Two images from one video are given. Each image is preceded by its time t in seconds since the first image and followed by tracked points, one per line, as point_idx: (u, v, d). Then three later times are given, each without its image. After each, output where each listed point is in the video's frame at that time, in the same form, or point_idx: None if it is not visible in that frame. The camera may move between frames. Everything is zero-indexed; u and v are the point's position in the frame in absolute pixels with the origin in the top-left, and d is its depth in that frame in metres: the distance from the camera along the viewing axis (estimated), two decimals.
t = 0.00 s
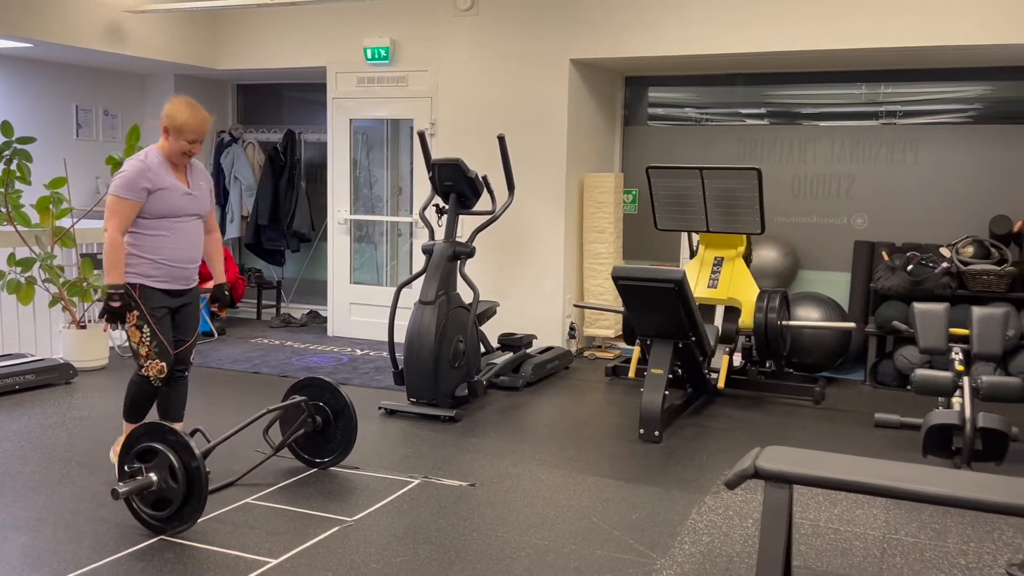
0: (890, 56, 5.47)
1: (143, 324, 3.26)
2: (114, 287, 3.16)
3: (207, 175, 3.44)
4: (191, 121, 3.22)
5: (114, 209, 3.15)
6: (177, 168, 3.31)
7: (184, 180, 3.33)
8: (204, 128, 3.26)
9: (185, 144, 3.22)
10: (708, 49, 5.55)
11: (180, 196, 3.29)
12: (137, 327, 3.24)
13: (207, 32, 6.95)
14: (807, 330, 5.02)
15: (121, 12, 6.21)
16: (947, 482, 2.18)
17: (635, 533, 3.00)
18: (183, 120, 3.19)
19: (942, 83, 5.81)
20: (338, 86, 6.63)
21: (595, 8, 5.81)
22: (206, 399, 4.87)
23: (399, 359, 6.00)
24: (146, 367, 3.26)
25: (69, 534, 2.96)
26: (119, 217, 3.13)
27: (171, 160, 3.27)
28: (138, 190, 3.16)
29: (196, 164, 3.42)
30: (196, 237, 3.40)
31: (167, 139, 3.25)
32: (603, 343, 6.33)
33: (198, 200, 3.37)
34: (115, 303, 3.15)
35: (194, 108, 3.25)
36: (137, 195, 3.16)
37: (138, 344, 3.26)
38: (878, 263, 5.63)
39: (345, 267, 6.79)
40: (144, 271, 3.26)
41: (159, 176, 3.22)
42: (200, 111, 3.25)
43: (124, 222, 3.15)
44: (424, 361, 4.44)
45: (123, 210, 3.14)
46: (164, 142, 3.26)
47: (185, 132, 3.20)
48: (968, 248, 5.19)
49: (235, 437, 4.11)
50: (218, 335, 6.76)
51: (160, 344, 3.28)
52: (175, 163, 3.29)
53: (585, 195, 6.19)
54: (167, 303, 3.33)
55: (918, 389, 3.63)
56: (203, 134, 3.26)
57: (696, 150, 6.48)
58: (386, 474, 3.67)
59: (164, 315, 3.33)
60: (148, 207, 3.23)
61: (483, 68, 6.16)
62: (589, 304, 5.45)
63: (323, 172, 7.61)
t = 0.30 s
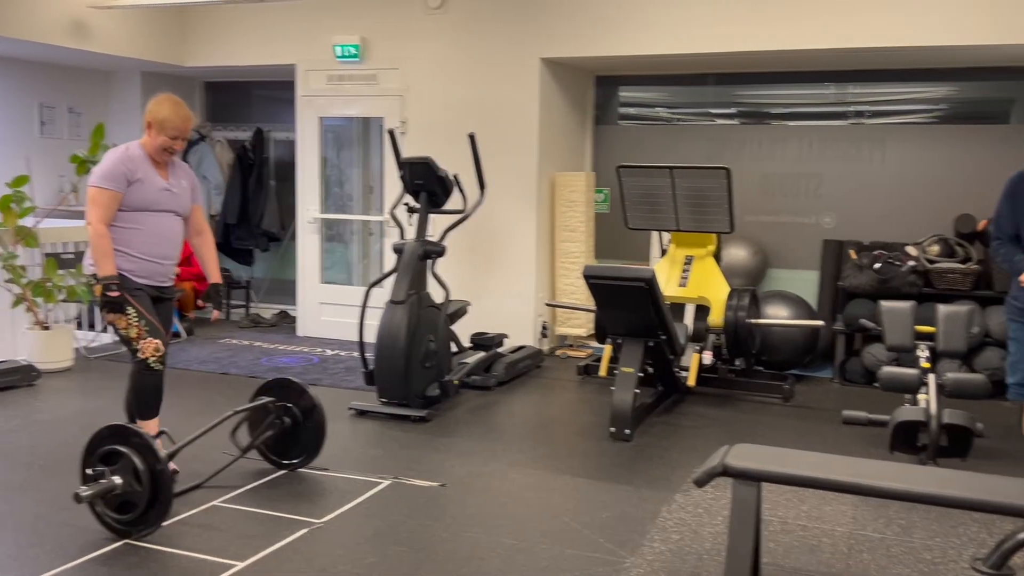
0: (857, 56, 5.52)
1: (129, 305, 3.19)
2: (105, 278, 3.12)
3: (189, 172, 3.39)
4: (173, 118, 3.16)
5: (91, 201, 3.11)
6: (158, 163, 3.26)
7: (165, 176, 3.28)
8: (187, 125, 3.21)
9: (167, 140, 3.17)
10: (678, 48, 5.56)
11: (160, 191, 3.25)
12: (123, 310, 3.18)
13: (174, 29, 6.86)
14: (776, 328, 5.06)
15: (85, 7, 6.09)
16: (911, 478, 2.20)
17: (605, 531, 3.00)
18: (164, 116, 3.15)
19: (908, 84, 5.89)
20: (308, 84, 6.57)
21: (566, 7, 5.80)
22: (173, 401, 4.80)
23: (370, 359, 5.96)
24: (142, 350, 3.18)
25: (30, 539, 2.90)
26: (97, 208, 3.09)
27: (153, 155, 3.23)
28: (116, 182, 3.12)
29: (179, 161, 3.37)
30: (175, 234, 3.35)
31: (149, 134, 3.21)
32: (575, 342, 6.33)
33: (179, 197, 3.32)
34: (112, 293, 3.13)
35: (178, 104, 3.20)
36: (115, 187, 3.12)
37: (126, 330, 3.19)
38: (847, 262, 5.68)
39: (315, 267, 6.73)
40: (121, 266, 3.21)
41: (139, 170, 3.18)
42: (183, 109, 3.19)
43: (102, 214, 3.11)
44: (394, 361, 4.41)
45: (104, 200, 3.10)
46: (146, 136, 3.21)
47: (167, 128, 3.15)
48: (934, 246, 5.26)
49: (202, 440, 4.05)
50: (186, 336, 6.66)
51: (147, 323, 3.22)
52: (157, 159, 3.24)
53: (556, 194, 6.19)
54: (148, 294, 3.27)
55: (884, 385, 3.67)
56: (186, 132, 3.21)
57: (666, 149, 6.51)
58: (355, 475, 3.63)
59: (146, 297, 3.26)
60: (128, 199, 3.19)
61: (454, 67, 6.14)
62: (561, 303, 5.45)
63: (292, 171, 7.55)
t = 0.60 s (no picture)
0: (819, 58, 5.57)
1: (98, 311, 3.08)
2: (72, 280, 2.98)
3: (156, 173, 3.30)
4: (145, 116, 3.08)
5: (62, 199, 2.97)
6: (127, 163, 3.16)
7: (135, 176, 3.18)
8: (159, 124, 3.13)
9: (139, 139, 3.08)
10: (642, 49, 5.57)
11: (131, 191, 3.15)
12: (91, 317, 3.06)
13: (131, 26, 6.71)
14: (741, 327, 5.09)
15: (38, 3, 5.93)
16: (874, 478, 2.21)
17: (571, 534, 2.97)
18: (136, 114, 3.06)
19: (868, 86, 5.95)
20: (269, 82, 6.47)
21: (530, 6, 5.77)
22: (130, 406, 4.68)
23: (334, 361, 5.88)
24: (110, 357, 3.10)
25: None
26: (70, 207, 2.97)
27: (123, 154, 3.12)
28: (89, 181, 3.00)
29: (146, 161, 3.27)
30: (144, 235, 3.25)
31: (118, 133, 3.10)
32: (541, 343, 6.31)
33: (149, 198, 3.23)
34: (75, 296, 3.00)
35: (150, 103, 3.12)
36: (88, 186, 3.00)
37: (92, 336, 3.08)
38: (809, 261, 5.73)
39: (277, 267, 6.62)
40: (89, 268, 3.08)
41: (111, 168, 3.07)
42: (155, 108, 3.11)
43: (74, 214, 2.98)
44: (358, 363, 4.34)
45: (76, 199, 2.98)
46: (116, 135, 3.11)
47: (139, 126, 3.06)
48: (895, 246, 5.33)
49: (161, 445, 3.95)
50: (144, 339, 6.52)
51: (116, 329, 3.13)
52: (127, 158, 3.14)
53: (521, 194, 6.16)
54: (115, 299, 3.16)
55: (847, 384, 3.70)
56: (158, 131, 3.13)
57: (631, 150, 6.51)
58: (318, 479, 3.57)
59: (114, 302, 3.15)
60: (99, 199, 3.07)
61: (418, 66, 6.08)
62: (527, 304, 5.42)
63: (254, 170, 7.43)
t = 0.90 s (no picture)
0: (777, 60, 5.59)
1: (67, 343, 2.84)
2: (47, 300, 2.74)
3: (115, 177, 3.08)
4: (99, 112, 2.87)
5: (26, 213, 2.73)
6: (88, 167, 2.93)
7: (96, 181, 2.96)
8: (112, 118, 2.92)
9: (97, 136, 2.87)
10: (601, 50, 5.53)
11: (98, 198, 2.92)
12: (60, 350, 2.81)
13: (78, 22, 6.51)
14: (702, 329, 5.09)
15: None
16: (842, 484, 2.19)
17: (536, 542, 2.92)
18: (89, 110, 2.85)
19: (825, 88, 6.00)
20: (222, 81, 6.31)
21: (490, 6, 5.71)
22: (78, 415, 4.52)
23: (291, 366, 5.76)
24: (72, 393, 2.86)
25: None
26: (37, 221, 2.73)
27: (82, 158, 2.90)
28: (54, 190, 2.77)
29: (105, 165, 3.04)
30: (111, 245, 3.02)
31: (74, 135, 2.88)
32: (503, 346, 6.26)
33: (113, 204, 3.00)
34: (53, 317, 2.75)
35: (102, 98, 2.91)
36: (54, 196, 2.77)
37: (58, 369, 2.82)
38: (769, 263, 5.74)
39: (231, 270, 6.46)
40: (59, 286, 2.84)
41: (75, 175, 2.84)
42: (108, 102, 2.91)
43: (42, 227, 2.75)
44: (315, 369, 4.24)
45: (42, 211, 2.74)
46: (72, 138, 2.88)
47: (94, 120, 2.85)
48: (854, 247, 5.38)
49: (110, 457, 3.80)
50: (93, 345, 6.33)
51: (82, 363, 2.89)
52: (86, 162, 2.92)
53: (481, 195, 6.09)
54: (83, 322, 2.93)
55: (809, 386, 3.70)
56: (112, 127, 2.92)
57: (591, 151, 6.49)
58: (275, 490, 3.47)
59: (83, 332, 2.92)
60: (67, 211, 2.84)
61: (375, 65, 5.98)
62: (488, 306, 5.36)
63: (207, 171, 7.26)
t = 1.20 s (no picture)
0: (745, 63, 5.59)
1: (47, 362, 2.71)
2: (38, 321, 2.60)
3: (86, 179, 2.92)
4: (66, 108, 2.71)
5: (8, 228, 2.57)
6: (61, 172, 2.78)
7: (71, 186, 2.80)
8: (78, 114, 2.77)
9: (68, 134, 2.72)
10: (570, 52, 5.49)
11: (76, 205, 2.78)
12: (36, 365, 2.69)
13: (32, 20, 6.31)
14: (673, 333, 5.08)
15: None
16: (824, 494, 2.15)
17: (510, 555, 2.86)
18: (53, 106, 2.69)
19: (791, 91, 6.02)
20: (182, 82, 6.16)
21: (456, 6, 5.63)
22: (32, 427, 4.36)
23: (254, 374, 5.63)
24: (47, 413, 2.73)
25: None
26: (21, 236, 2.58)
27: (54, 161, 2.74)
28: (36, 202, 2.61)
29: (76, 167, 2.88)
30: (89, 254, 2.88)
31: (45, 137, 2.72)
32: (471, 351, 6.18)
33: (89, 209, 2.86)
34: (46, 339, 2.62)
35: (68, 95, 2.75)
36: (36, 208, 2.62)
37: (35, 386, 2.71)
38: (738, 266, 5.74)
39: (193, 276, 6.30)
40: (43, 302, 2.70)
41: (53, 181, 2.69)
42: (74, 99, 2.75)
43: (26, 243, 2.59)
44: (280, 378, 4.13)
45: (25, 226, 2.59)
46: (42, 140, 2.72)
47: (61, 115, 2.70)
48: (822, 250, 5.43)
49: (65, 472, 3.65)
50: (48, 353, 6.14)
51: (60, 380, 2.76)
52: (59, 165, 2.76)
53: (449, 198, 6.01)
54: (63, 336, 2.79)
55: (782, 391, 3.68)
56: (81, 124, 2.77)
57: (560, 154, 6.44)
58: (239, 504, 3.36)
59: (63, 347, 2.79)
60: (47, 222, 2.69)
61: (340, 66, 5.88)
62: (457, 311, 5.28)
63: (167, 173, 7.08)
